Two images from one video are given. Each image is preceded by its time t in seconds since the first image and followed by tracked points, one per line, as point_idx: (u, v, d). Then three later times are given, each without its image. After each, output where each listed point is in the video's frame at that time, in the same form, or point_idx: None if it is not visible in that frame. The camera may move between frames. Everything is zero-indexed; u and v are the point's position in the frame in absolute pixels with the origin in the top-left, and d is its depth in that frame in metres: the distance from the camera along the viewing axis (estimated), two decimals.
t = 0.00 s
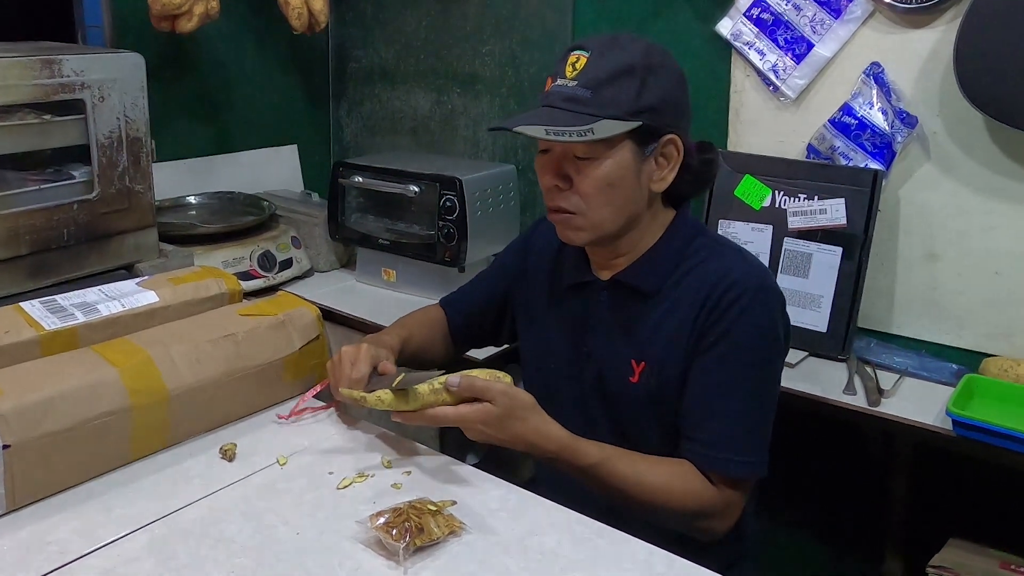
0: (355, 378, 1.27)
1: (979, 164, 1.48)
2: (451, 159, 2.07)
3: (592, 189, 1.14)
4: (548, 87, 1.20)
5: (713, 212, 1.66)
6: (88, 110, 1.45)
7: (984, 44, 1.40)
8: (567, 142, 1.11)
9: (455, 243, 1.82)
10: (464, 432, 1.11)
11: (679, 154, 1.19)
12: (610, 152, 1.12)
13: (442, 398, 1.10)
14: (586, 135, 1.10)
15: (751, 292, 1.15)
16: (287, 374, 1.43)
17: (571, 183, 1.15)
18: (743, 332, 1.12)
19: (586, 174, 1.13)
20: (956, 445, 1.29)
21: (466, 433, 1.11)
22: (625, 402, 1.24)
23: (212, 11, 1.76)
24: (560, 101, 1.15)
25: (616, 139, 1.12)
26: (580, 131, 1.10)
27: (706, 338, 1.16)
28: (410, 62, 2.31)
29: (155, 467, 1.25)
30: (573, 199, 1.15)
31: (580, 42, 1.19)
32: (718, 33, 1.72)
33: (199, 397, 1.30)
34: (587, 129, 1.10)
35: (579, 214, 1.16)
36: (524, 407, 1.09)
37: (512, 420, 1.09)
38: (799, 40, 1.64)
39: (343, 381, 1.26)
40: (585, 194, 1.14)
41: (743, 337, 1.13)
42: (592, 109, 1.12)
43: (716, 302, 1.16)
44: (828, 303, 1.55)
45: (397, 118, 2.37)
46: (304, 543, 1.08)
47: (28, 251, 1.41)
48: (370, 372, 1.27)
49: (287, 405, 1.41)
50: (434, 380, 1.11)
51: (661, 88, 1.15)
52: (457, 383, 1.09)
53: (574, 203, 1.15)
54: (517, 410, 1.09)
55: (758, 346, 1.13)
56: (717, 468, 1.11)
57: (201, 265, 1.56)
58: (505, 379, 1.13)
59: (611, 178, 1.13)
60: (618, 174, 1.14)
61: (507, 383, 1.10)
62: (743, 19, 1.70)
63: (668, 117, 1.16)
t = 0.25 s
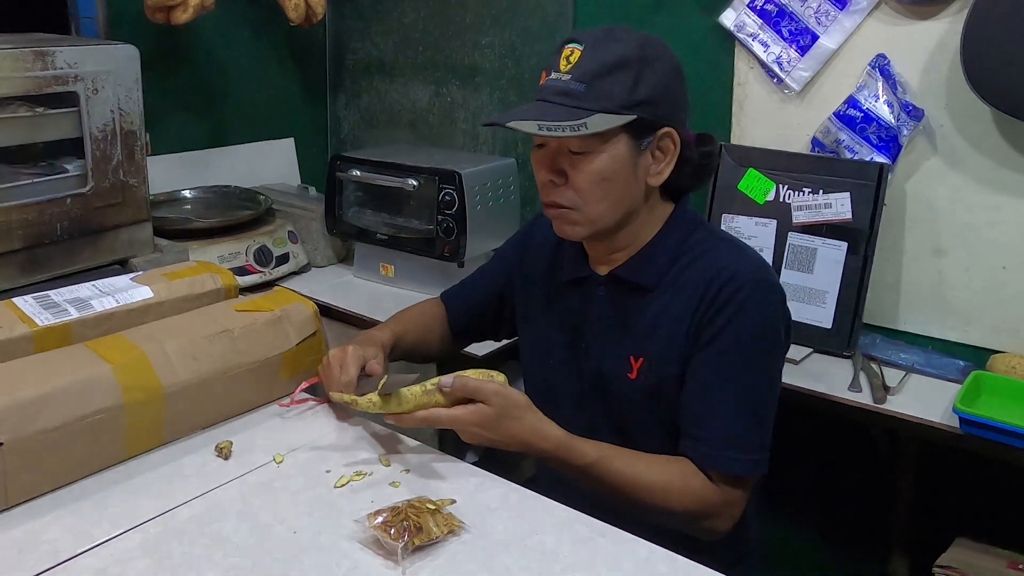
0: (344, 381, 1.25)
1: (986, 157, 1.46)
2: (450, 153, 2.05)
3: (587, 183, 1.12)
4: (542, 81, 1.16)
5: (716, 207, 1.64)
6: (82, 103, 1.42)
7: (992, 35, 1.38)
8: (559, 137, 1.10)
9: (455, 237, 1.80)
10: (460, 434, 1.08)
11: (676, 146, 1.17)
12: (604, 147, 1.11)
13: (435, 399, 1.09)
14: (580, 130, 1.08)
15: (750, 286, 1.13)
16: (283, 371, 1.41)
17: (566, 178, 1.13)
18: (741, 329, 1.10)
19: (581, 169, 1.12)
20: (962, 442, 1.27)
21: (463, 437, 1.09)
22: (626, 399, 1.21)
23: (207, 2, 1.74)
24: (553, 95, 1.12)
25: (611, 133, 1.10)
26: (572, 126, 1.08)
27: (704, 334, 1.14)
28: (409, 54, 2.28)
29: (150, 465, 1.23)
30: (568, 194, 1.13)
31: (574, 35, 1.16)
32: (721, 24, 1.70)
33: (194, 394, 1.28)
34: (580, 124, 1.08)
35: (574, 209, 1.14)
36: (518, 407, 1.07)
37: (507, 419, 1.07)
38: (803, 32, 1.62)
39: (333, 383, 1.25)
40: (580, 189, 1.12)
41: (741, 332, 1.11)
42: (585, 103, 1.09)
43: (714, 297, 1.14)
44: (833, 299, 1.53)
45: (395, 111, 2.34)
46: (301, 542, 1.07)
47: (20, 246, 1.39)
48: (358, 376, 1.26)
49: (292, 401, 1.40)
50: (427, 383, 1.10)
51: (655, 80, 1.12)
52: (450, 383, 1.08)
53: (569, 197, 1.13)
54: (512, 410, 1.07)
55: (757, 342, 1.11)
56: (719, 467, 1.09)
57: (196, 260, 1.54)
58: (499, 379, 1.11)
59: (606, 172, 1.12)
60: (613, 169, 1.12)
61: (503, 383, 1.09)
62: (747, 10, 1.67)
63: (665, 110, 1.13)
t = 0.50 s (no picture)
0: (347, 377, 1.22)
1: (993, 150, 1.44)
2: (449, 146, 2.03)
3: (581, 180, 1.10)
4: (533, 77, 1.14)
5: (719, 201, 1.62)
6: (76, 95, 1.40)
7: (1000, 26, 1.35)
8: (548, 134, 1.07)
9: (454, 232, 1.78)
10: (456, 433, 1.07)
11: (671, 140, 1.14)
12: (597, 143, 1.08)
13: (431, 399, 1.07)
14: (569, 127, 1.06)
15: (748, 277, 1.10)
16: (280, 368, 1.38)
17: (560, 175, 1.11)
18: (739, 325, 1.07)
19: (574, 166, 1.09)
20: (969, 440, 1.25)
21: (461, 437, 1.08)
22: (627, 396, 1.19)
23: None
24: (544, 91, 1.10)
25: (603, 129, 1.08)
26: (563, 123, 1.06)
27: (700, 327, 1.12)
28: (407, 46, 2.26)
29: (144, 463, 1.21)
30: (561, 191, 1.11)
31: (565, 29, 1.13)
32: (725, 15, 1.67)
33: (190, 391, 1.26)
34: (570, 120, 1.06)
35: (568, 205, 1.12)
36: (515, 396, 1.06)
37: (504, 409, 1.05)
38: (808, 23, 1.59)
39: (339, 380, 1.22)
40: (574, 185, 1.10)
41: (738, 326, 1.09)
42: (576, 99, 1.07)
43: (709, 289, 1.12)
44: (838, 295, 1.51)
45: (393, 104, 2.32)
46: (297, 541, 1.05)
47: (13, 241, 1.36)
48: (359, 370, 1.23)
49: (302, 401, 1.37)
50: (420, 385, 1.08)
51: (648, 73, 1.09)
52: (443, 381, 1.07)
53: (563, 194, 1.11)
54: (508, 398, 1.05)
55: (755, 336, 1.08)
56: (722, 465, 1.07)
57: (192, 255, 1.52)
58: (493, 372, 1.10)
59: (600, 169, 1.09)
60: (607, 165, 1.10)
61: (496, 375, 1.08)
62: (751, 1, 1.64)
63: (660, 103, 1.11)
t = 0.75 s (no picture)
0: (352, 378, 1.17)
1: (1000, 144, 1.42)
2: (447, 139, 2.00)
3: (579, 173, 1.08)
4: (528, 71, 1.12)
5: (722, 195, 1.60)
6: (69, 88, 1.38)
7: (1007, 17, 1.33)
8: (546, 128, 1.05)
9: (452, 227, 1.76)
10: (459, 429, 1.04)
11: (668, 131, 1.12)
12: (594, 136, 1.06)
13: (432, 395, 1.04)
14: (566, 120, 1.03)
15: (749, 267, 1.09)
16: (276, 365, 1.36)
17: (557, 168, 1.09)
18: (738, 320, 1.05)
19: (572, 159, 1.07)
20: (976, 437, 1.23)
21: (464, 433, 1.05)
22: (628, 392, 1.17)
23: None
24: (540, 84, 1.08)
25: (600, 121, 1.06)
26: (560, 116, 1.04)
27: (700, 321, 1.10)
28: (405, 38, 2.23)
29: (139, 461, 1.19)
30: (560, 185, 1.09)
31: (560, 22, 1.11)
32: (727, 8, 1.65)
33: (185, 388, 1.24)
34: (567, 113, 1.04)
35: (567, 199, 1.10)
36: (515, 389, 1.03)
37: (506, 400, 1.03)
38: (812, 15, 1.57)
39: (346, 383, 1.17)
40: (572, 178, 1.08)
41: (738, 320, 1.06)
42: (572, 92, 1.05)
43: (711, 281, 1.10)
44: (842, 290, 1.49)
45: (392, 97, 2.30)
46: (293, 541, 1.03)
47: (5, 236, 1.34)
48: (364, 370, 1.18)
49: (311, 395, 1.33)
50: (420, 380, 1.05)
51: (648, 64, 1.07)
52: (443, 375, 1.04)
53: (561, 188, 1.09)
54: (509, 390, 1.03)
55: (755, 330, 1.06)
56: (725, 463, 1.05)
57: (186, 250, 1.50)
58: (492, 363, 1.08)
59: (598, 162, 1.07)
60: (605, 157, 1.07)
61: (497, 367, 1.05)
62: None
63: (661, 94, 1.09)
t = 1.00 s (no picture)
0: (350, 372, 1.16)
1: (1007, 137, 1.40)
2: (445, 132, 1.98)
3: (585, 169, 1.06)
4: (533, 64, 1.10)
5: (726, 188, 1.58)
6: (62, 81, 1.36)
7: (1016, 8, 1.31)
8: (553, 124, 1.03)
9: (451, 222, 1.74)
10: (468, 442, 1.03)
11: (676, 126, 1.10)
12: (601, 131, 1.04)
13: (438, 404, 1.04)
14: (574, 115, 1.01)
15: (756, 263, 1.07)
16: (273, 362, 1.35)
17: (563, 164, 1.07)
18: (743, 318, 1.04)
19: (578, 155, 1.05)
20: (983, 434, 1.22)
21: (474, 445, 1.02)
22: (630, 389, 1.15)
23: None
24: (544, 78, 1.06)
25: (607, 116, 1.04)
26: (567, 111, 1.02)
27: (707, 318, 1.08)
28: (404, 29, 2.21)
29: (133, 459, 1.17)
30: (565, 181, 1.07)
31: (564, 14, 1.09)
32: None
33: (180, 385, 1.22)
34: (574, 108, 1.02)
35: (572, 195, 1.08)
36: (524, 398, 1.01)
37: (517, 412, 1.01)
38: (817, 6, 1.54)
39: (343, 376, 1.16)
40: (578, 175, 1.06)
41: (746, 318, 1.05)
42: (578, 85, 1.03)
43: (717, 277, 1.08)
44: (847, 286, 1.47)
45: (390, 90, 2.27)
46: (290, 540, 1.01)
47: None
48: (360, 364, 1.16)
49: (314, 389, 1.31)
50: (427, 389, 1.05)
51: (652, 55, 1.05)
52: (451, 386, 1.03)
53: (567, 184, 1.07)
54: (519, 400, 1.01)
55: (762, 327, 1.05)
56: (729, 462, 1.04)
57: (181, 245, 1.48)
58: (500, 371, 1.06)
59: (605, 157, 1.05)
60: (612, 153, 1.05)
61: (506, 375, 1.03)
62: None
63: (666, 86, 1.07)
